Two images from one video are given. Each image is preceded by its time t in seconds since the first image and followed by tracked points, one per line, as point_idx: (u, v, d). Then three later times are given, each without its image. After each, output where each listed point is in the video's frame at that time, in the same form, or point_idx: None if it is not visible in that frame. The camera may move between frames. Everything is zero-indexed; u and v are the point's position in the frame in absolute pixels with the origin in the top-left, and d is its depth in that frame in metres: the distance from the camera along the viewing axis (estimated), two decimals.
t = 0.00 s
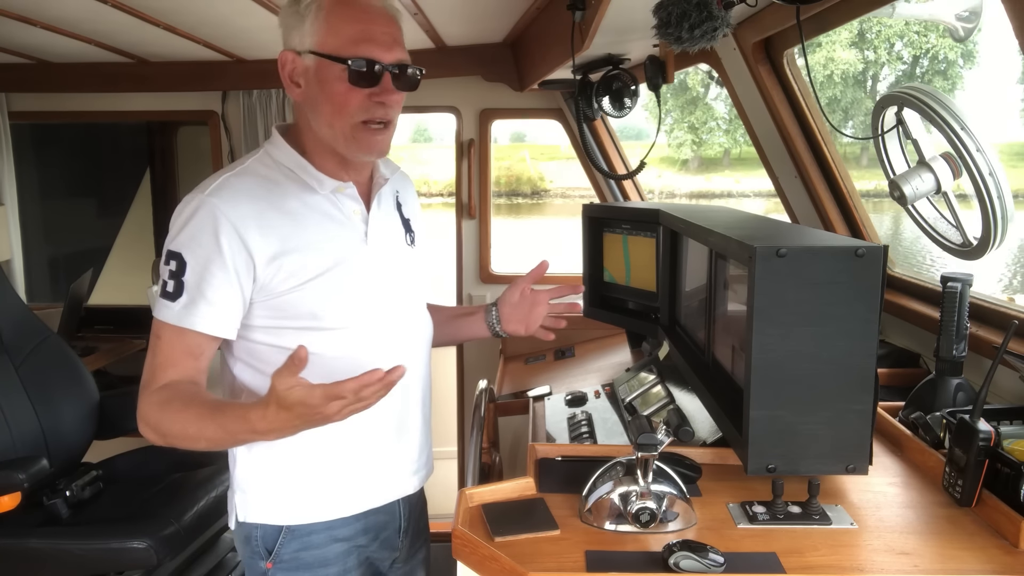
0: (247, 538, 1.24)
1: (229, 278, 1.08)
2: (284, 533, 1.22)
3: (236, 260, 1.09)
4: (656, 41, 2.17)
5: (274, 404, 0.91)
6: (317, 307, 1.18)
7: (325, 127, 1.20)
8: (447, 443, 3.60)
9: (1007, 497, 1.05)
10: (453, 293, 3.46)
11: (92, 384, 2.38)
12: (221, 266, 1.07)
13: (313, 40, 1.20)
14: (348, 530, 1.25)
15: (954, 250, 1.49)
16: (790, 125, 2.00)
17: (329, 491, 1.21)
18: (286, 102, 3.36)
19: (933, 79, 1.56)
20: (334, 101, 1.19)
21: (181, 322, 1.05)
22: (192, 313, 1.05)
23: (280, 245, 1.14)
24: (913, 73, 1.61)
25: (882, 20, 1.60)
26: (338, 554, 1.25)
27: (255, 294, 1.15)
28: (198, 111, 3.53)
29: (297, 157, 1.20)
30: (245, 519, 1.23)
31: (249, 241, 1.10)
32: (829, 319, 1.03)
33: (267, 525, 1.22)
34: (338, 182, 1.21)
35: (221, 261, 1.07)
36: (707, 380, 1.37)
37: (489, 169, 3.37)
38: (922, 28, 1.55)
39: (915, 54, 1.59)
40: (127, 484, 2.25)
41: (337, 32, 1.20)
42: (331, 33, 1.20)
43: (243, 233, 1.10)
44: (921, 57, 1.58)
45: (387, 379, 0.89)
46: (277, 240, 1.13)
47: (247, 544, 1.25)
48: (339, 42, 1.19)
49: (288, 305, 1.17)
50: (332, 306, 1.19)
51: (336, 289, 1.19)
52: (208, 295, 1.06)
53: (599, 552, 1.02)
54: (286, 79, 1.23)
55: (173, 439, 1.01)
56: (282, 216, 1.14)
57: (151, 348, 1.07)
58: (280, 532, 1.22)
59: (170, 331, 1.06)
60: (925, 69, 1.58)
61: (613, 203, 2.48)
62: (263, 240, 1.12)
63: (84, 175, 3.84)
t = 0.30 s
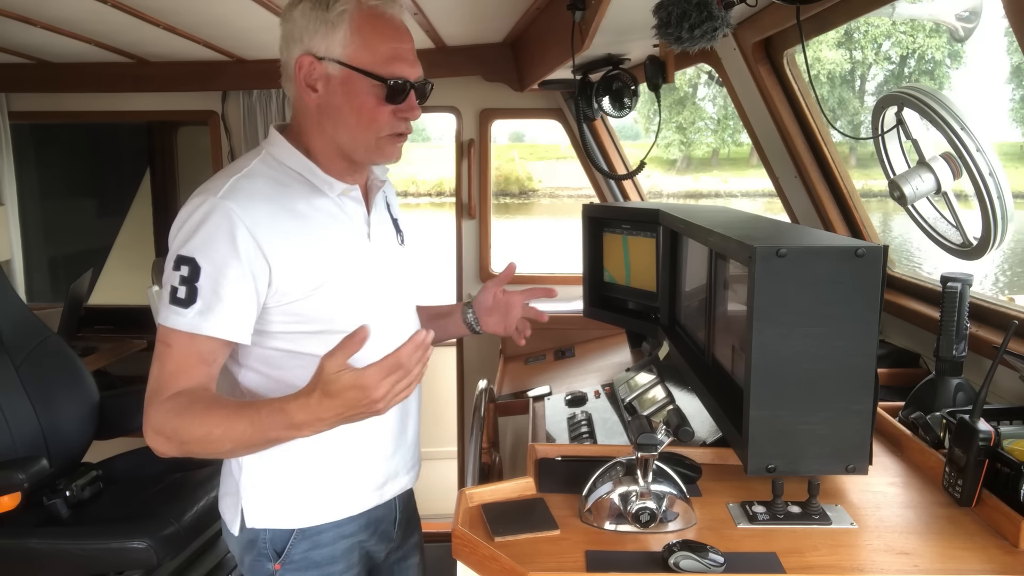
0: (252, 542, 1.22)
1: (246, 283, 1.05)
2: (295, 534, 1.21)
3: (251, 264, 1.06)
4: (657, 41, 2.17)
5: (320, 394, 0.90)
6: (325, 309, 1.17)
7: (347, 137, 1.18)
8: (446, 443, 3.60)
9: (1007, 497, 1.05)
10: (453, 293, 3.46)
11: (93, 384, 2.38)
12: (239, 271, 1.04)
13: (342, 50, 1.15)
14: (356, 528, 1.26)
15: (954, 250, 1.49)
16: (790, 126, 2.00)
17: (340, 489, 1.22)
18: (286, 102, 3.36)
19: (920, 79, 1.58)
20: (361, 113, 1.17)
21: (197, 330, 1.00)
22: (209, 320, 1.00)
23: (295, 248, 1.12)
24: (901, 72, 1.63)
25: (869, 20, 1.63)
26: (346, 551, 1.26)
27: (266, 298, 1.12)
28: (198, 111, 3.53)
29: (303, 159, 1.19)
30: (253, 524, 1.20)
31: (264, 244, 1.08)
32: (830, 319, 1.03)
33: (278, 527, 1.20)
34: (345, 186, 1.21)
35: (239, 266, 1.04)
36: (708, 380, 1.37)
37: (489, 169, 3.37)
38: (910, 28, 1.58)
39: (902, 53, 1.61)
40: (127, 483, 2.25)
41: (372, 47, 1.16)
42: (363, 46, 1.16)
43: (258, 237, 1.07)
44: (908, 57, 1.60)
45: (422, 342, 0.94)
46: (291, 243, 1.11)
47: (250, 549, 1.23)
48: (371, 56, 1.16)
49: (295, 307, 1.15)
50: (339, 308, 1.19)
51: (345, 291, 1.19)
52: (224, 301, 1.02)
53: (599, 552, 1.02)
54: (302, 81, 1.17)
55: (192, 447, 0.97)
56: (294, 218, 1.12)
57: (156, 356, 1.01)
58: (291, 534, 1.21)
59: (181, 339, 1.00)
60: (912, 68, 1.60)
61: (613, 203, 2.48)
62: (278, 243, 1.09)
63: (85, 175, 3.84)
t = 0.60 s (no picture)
0: (265, 534, 1.21)
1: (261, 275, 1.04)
2: (309, 525, 1.21)
3: (264, 256, 1.05)
4: (657, 41, 2.17)
5: (374, 364, 0.91)
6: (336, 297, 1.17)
7: (348, 132, 1.18)
8: (447, 443, 3.60)
9: (1007, 497, 1.05)
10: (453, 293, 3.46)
11: (93, 384, 2.38)
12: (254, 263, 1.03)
13: (348, 47, 1.15)
14: (366, 518, 1.27)
15: (954, 250, 1.49)
16: (790, 126, 2.00)
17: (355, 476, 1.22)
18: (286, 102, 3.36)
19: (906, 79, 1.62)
20: (364, 110, 1.17)
21: (220, 325, 0.98)
22: (231, 313, 0.99)
23: (304, 239, 1.12)
24: (888, 73, 1.67)
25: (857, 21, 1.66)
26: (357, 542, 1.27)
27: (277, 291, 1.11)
28: (198, 111, 3.53)
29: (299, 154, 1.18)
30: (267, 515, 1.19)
31: (274, 236, 1.07)
32: (830, 319, 1.03)
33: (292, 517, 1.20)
34: (340, 177, 1.21)
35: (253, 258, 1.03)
36: (708, 380, 1.37)
37: (489, 169, 3.37)
38: (897, 28, 1.60)
39: (891, 53, 1.64)
40: (127, 483, 2.25)
41: (376, 46, 1.17)
42: (368, 46, 1.16)
43: (266, 228, 1.06)
44: (897, 57, 1.63)
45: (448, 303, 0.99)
46: (299, 234, 1.11)
47: (262, 541, 1.22)
48: (375, 55, 1.17)
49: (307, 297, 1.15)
50: (349, 295, 1.19)
51: (353, 276, 1.19)
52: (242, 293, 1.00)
53: (599, 552, 1.02)
54: (305, 76, 1.15)
55: (232, 439, 0.94)
56: (299, 211, 1.12)
57: (178, 358, 0.98)
58: (305, 524, 1.21)
59: (205, 338, 0.98)
60: (899, 69, 1.63)
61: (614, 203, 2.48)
62: (286, 234, 1.09)
63: (85, 174, 3.84)
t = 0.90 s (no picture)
0: (294, 534, 1.22)
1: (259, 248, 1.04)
2: (336, 517, 1.21)
3: (258, 233, 1.06)
4: (657, 41, 2.16)
5: (449, 301, 0.96)
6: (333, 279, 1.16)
7: (334, 136, 1.21)
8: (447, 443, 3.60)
9: (1007, 497, 1.05)
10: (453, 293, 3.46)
11: (93, 384, 2.38)
12: (249, 235, 1.04)
13: (323, 58, 1.16)
14: (392, 506, 1.27)
15: (954, 250, 1.48)
16: (790, 126, 2.00)
17: (378, 465, 1.22)
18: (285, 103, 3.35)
19: (891, 79, 1.66)
20: (347, 114, 1.19)
21: (228, 285, 0.96)
22: (235, 273, 0.97)
23: (293, 221, 1.12)
24: (875, 73, 1.69)
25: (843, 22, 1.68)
26: (385, 532, 1.27)
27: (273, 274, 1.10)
28: (198, 111, 3.53)
29: (274, 156, 1.20)
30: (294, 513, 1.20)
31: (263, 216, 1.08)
32: (830, 318, 1.03)
33: (318, 513, 1.21)
34: (314, 174, 1.21)
35: (248, 231, 1.04)
36: (707, 380, 1.37)
37: (489, 169, 3.37)
38: (883, 28, 1.62)
39: (877, 53, 1.66)
40: (127, 483, 2.25)
41: (349, 54, 1.19)
42: (343, 54, 1.18)
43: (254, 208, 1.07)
44: (883, 57, 1.66)
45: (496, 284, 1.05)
46: (287, 217, 1.12)
47: (293, 541, 1.23)
48: (350, 62, 1.19)
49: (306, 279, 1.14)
50: (346, 277, 1.17)
51: (345, 260, 1.18)
52: (241, 259, 0.99)
53: (599, 552, 1.02)
54: (286, 92, 1.16)
55: (285, 373, 0.91)
56: (284, 196, 1.13)
57: (196, 317, 0.95)
58: (332, 516, 1.21)
59: (224, 296, 0.96)
60: (886, 69, 1.66)
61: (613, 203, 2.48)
62: (274, 215, 1.10)
63: (85, 175, 3.84)
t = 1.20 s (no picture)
0: (303, 531, 1.22)
1: (264, 259, 1.04)
2: (345, 512, 1.22)
3: (263, 243, 1.06)
4: (657, 41, 2.16)
5: (435, 349, 1.06)
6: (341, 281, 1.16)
7: (320, 130, 1.20)
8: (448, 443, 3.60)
9: (1007, 497, 1.05)
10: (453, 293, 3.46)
11: (93, 384, 2.38)
12: (255, 247, 1.04)
13: (297, 55, 1.15)
14: (401, 501, 1.27)
15: (954, 250, 1.48)
16: (790, 126, 2.00)
17: (386, 461, 1.22)
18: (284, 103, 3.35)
19: (879, 80, 1.68)
20: (328, 107, 1.19)
21: (232, 304, 0.98)
22: (241, 293, 0.99)
23: (298, 227, 1.12)
24: (863, 73, 1.72)
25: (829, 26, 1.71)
26: (393, 526, 1.27)
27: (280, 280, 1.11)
28: (198, 111, 3.52)
29: (279, 159, 1.19)
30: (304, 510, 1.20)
31: (268, 225, 1.08)
32: (830, 318, 1.03)
33: (327, 509, 1.21)
34: (319, 175, 1.20)
35: (253, 243, 1.04)
36: (707, 380, 1.37)
37: (489, 170, 3.37)
38: (870, 29, 1.64)
39: (865, 53, 1.69)
40: (127, 483, 2.25)
41: (323, 47, 1.18)
42: (317, 47, 1.17)
43: (258, 218, 1.07)
44: (870, 57, 1.68)
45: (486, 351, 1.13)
46: (292, 223, 1.11)
47: (303, 538, 1.23)
48: (323, 55, 1.18)
49: (315, 283, 1.14)
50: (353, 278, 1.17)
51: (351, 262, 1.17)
52: (248, 275, 1.01)
53: (600, 552, 1.02)
54: (265, 93, 1.16)
55: (284, 412, 0.98)
56: (287, 202, 1.13)
57: (202, 348, 0.98)
58: (341, 512, 1.21)
59: (230, 325, 0.98)
60: (873, 69, 1.69)
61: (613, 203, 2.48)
62: (279, 222, 1.10)
63: (85, 175, 3.84)
